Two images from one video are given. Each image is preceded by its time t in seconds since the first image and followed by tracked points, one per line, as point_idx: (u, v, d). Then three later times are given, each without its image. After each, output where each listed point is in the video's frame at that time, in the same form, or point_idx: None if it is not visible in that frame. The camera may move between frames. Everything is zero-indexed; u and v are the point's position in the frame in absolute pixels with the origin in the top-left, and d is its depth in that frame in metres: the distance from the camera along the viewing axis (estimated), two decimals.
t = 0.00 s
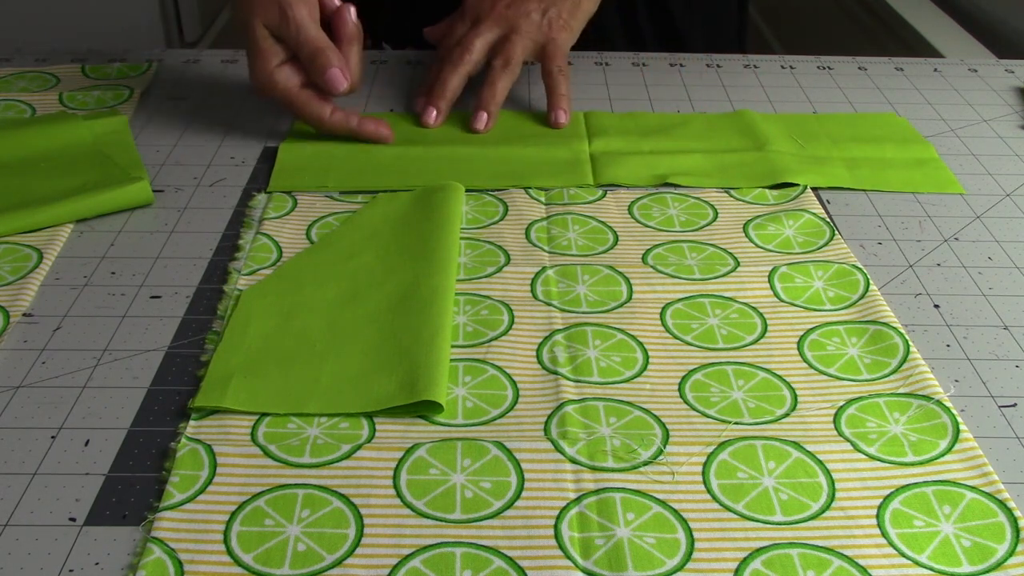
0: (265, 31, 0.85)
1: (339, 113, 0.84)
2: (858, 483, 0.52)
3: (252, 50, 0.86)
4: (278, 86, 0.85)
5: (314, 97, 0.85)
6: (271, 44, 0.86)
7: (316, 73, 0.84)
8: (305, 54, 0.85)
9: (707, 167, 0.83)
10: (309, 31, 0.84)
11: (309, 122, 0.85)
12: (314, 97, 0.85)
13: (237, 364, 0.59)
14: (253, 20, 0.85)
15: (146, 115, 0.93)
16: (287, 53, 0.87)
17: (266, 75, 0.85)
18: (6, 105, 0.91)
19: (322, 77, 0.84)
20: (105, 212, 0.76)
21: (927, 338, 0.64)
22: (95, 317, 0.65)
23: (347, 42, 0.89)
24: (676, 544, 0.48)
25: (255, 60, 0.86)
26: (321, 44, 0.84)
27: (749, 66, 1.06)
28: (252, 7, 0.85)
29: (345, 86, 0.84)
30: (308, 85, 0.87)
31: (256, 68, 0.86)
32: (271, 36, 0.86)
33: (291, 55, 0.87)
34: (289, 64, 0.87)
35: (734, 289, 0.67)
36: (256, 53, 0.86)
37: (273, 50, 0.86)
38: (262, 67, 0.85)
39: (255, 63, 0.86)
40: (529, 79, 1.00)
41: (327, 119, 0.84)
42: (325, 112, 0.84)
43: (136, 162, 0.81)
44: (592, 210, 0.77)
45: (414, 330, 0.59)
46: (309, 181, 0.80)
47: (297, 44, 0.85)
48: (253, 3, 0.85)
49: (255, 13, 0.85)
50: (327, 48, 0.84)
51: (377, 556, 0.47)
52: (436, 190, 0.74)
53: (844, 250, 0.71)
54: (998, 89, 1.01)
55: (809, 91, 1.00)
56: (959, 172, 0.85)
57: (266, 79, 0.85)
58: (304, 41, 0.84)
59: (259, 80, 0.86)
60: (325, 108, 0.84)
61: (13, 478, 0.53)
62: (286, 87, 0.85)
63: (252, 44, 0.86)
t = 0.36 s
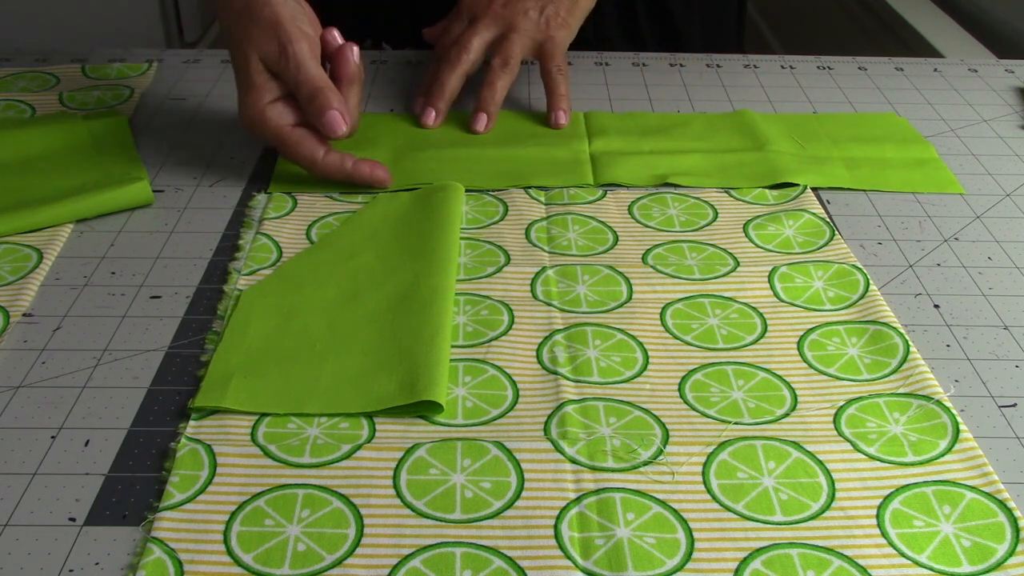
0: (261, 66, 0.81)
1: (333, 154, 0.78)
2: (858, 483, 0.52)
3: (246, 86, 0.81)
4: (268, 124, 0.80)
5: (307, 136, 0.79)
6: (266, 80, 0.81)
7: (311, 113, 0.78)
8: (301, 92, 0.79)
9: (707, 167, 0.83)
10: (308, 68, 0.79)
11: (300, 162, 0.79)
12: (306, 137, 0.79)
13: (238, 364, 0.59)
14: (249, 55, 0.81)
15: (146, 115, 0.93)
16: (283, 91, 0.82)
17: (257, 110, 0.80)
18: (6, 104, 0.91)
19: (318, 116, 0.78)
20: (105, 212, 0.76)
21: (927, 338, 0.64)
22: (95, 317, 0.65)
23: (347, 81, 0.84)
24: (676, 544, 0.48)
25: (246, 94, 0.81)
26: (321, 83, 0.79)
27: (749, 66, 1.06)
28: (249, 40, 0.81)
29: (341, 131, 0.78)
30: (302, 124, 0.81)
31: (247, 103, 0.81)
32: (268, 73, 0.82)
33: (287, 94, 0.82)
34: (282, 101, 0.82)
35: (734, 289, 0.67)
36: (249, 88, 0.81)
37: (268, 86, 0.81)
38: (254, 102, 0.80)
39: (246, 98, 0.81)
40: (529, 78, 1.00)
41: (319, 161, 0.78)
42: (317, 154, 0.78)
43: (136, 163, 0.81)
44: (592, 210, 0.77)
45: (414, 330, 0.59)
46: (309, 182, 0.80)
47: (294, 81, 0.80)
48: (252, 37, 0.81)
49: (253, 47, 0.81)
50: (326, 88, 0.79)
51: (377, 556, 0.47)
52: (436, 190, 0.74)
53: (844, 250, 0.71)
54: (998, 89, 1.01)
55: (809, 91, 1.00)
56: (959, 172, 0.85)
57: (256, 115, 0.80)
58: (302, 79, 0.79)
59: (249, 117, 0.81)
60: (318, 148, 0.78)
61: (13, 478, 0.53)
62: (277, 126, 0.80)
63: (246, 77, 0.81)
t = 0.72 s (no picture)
0: (260, 58, 0.81)
1: (335, 145, 0.79)
2: (858, 483, 0.52)
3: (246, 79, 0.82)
4: (269, 117, 0.80)
5: (307, 127, 0.80)
6: (265, 72, 0.81)
7: (308, 104, 0.78)
8: (298, 83, 0.79)
9: (707, 167, 0.83)
10: (305, 59, 0.79)
11: (302, 154, 0.80)
12: (306, 128, 0.79)
13: (238, 364, 0.59)
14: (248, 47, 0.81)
15: (146, 115, 0.93)
16: (281, 82, 0.82)
17: (256, 103, 0.80)
18: (6, 105, 0.91)
19: (314, 106, 0.77)
20: (105, 212, 0.76)
21: (927, 338, 0.64)
22: (95, 317, 0.65)
23: (344, 68, 0.83)
24: (676, 544, 0.48)
25: (246, 87, 0.81)
26: (319, 74, 0.78)
27: (749, 66, 1.06)
28: (248, 33, 0.81)
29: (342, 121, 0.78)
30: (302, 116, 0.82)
31: (247, 96, 0.81)
32: (266, 65, 0.82)
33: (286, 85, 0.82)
34: (282, 93, 0.82)
35: (734, 289, 0.67)
36: (248, 80, 0.81)
37: (268, 79, 0.81)
38: (253, 94, 0.81)
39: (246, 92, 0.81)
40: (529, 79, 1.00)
41: (319, 153, 0.79)
42: (319, 147, 0.79)
43: (136, 162, 0.81)
44: (592, 210, 0.77)
45: (414, 330, 0.59)
46: (309, 181, 0.80)
47: (292, 72, 0.80)
48: (251, 30, 0.81)
49: (251, 41, 0.81)
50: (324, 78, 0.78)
51: (377, 556, 0.47)
52: (436, 190, 0.74)
53: (844, 251, 0.71)
54: (998, 89, 1.01)
55: (809, 91, 1.00)
56: (959, 172, 0.85)
57: (256, 107, 0.80)
58: (300, 70, 0.79)
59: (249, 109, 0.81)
60: (319, 140, 0.79)
61: (13, 478, 0.53)
62: (278, 118, 0.80)
63: (245, 70, 0.81)
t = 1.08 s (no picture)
0: (268, 24, 0.87)
1: (343, 100, 0.87)
2: (858, 483, 0.52)
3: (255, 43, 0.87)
4: (281, 79, 0.87)
5: (316, 85, 0.87)
6: (274, 37, 0.87)
7: (316, 64, 0.85)
8: (305, 45, 0.85)
9: (707, 167, 0.83)
10: (310, 22, 0.85)
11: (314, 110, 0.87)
12: (315, 87, 0.87)
13: (238, 364, 0.59)
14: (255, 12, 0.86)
15: (146, 115, 0.93)
16: (288, 44, 0.88)
17: (269, 66, 0.87)
18: (6, 104, 0.91)
19: (323, 66, 0.84)
20: (105, 212, 0.76)
21: (927, 338, 0.64)
22: (96, 317, 0.65)
23: (343, 28, 0.90)
24: (676, 544, 0.48)
25: (257, 50, 0.87)
26: (324, 35, 0.85)
27: (749, 66, 1.06)
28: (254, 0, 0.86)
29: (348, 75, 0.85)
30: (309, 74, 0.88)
31: (259, 60, 0.87)
32: (274, 29, 0.87)
33: (293, 47, 0.89)
34: (291, 54, 0.88)
35: (734, 289, 0.67)
36: (259, 45, 0.87)
37: (276, 41, 0.87)
38: (265, 59, 0.87)
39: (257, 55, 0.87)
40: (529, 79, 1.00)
41: (330, 108, 0.86)
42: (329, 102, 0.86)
43: (137, 162, 0.81)
44: (592, 210, 0.77)
45: (414, 330, 0.59)
46: (309, 181, 0.80)
47: (299, 35, 0.86)
48: None
49: (259, 7, 0.86)
50: (329, 39, 0.85)
51: (377, 556, 0.47)
52: (436, 190, 0.74)
53: (844, 250, 0.71)
54: (998, 89, 1.01)
55: (809, 91, 1.00)
56: (959, 172, 0.85)
57: (268, 70, 0.87)
58: (306, 33, 0.85)
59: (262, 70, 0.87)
60: (329, 97, 0.87)
61: (13, 478, 0.53)
62: (289, 78, 0.87)
63: (255, 35, 0.87)
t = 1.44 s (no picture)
0: (269, 38, 0.84)
1: (346, 117, 0.84)
2: (858, 483, 0.52)
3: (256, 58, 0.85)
4: (281, 95, 0.84)
5: (318, 102, 0.84)
6: (275, 51, 0.85)
7: (317, 78, 0.82)
8: (306, 60, 0.83)
9: (707, 167, 0.83)
10: (311, 36, 0.82)
11: (315, 127, 0.84)
12: (316, 103, 0.84)
13: (238, 364, 0.59)
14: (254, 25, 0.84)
15: (146, 115, 0.93)
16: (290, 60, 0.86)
17: (270, 81, 0.84)
18: (6, 104, 0.91)
19: (324, 81, 0.81)
20: (105, 212, 0.76)
21: (928, 338, 0.64)
22: (96, 317, 0.65)
23: (348, 43, 0.89)
24: (676, 544, 0.48)
25: (258, 65, 0.85)
26: (326, 48, 0.82)
27: (749, 66, 1.06)
28: (255, 13, 0.84)
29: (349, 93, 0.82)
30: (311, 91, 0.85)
31: (259, 75, 0.85)
32: (276, 43, 0.85)
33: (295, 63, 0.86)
34: (291, 70, 0.86)
35: (734, 289, 0.67)
36: (259, 59, 0.85)
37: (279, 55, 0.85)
38: (265, 74, 0.84)
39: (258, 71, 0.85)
40: (529, 79, 1.00)
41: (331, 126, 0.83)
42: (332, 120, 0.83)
43: (137, 162, 0.81)
44: (592, 210, 0.77)
45: (414, 330, 0.59)
46: (309, 181, 0.80)
47: (300, 49, 0.83)
48: (257, 10, 0.84)
49: (259, 21, 0.84)
50: (331, 51, 0.82)
51: (377, 556, 0.47)
52: (436, 190, 0.74)
53: (844, 250, 0.71)
54: (998, 89, 1.01)
55: (809, 91, 1.00)
56: (959, 172, 0.85)
57: (268, 86, 0.84)
58: (307, 46, 0.82)
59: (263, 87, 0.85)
60: (331, 113, 0.83)
61: (13, 478, 0.53)
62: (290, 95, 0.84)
63: (256, 49, 0.85)
